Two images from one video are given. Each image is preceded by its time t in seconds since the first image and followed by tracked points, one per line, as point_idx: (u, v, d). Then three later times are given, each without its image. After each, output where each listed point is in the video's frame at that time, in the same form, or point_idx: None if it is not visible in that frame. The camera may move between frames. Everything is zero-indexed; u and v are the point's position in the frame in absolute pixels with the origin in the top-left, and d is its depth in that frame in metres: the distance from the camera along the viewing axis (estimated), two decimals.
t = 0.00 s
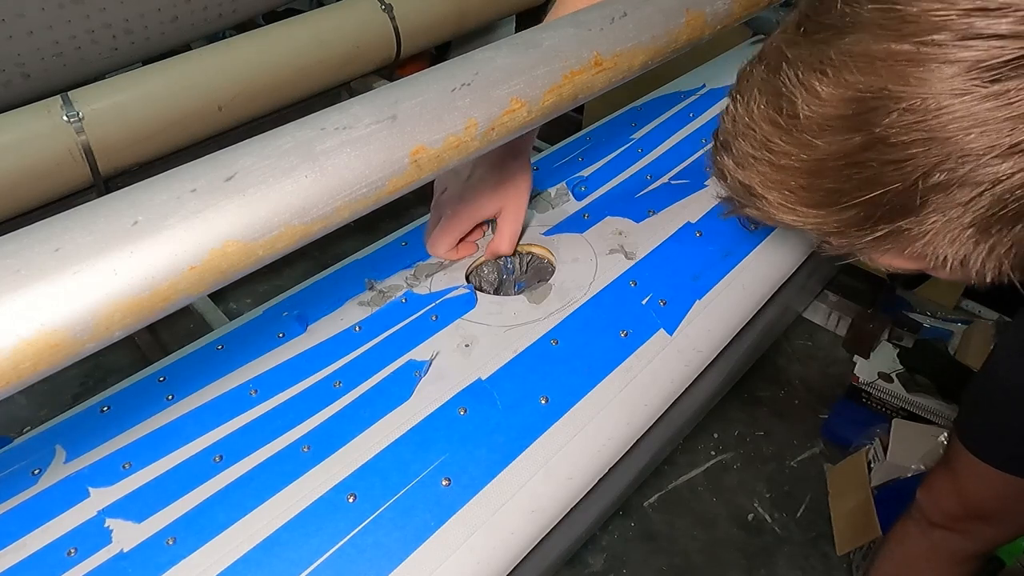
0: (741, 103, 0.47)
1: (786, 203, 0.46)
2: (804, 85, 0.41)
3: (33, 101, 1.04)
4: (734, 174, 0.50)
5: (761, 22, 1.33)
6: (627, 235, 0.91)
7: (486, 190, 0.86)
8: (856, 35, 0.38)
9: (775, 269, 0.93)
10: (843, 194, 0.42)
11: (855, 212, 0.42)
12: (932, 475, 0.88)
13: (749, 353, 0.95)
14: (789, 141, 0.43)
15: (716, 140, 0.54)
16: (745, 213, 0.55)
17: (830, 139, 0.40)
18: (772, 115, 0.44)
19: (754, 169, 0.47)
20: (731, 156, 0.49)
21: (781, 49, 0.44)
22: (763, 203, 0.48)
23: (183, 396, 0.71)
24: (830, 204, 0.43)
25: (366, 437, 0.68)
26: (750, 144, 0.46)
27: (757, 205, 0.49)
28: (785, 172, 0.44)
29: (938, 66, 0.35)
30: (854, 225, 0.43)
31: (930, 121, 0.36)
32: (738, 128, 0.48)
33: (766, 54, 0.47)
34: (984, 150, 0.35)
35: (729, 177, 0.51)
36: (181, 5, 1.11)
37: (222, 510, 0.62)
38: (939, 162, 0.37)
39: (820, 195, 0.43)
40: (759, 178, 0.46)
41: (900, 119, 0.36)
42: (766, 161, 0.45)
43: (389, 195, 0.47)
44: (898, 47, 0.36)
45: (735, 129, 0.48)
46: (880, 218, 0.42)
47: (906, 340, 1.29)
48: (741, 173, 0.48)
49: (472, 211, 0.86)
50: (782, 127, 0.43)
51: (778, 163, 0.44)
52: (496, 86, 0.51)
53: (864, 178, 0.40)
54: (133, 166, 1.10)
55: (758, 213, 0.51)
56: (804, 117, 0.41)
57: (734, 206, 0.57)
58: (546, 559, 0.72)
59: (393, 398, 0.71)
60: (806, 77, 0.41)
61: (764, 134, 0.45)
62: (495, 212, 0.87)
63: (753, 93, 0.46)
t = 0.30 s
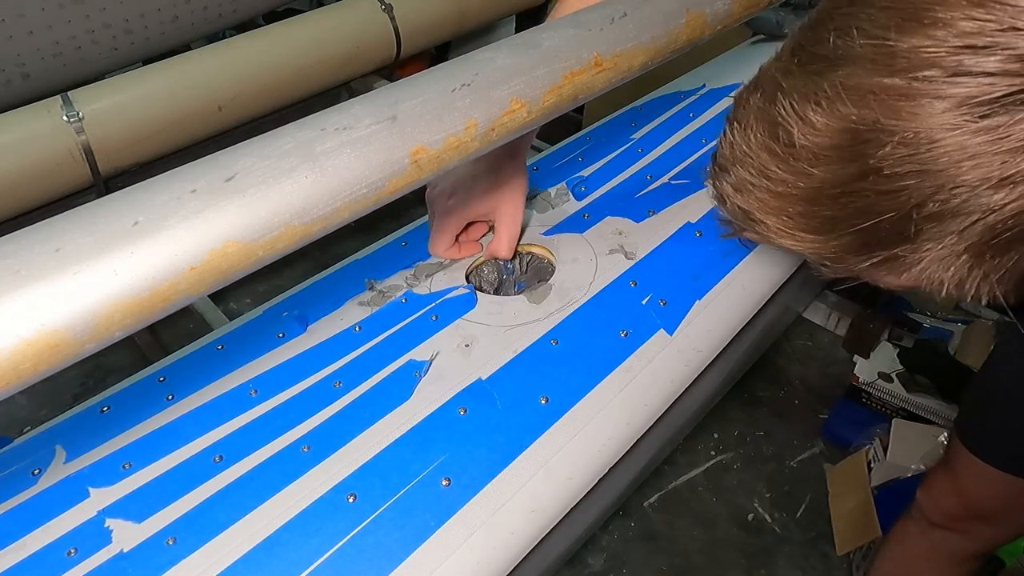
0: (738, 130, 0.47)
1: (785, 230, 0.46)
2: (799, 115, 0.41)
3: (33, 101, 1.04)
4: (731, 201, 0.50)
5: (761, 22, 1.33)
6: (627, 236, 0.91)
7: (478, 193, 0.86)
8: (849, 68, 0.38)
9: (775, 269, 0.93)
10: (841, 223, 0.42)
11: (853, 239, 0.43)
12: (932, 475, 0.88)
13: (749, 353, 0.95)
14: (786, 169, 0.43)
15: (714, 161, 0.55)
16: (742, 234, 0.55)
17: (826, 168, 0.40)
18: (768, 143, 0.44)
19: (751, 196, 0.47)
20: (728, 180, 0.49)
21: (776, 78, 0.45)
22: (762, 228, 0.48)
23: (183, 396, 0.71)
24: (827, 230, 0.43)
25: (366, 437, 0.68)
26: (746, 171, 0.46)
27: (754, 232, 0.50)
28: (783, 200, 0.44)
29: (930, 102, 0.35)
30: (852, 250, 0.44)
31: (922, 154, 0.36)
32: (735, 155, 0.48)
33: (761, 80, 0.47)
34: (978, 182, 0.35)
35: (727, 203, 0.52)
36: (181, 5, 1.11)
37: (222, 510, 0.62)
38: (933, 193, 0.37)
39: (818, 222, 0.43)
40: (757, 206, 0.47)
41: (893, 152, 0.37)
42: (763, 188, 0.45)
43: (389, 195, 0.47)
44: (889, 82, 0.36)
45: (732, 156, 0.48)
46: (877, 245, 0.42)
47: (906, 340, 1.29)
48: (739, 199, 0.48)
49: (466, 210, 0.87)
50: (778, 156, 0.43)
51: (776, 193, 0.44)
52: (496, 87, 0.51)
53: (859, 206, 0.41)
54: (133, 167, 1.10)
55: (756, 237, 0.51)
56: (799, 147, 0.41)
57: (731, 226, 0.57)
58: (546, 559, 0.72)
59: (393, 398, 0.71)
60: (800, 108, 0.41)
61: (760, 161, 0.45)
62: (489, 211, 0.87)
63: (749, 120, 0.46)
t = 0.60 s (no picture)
0: (747, 124, 0.47)
1: (793, 226, 0.46)
2: (812, 111, 0.41)
3: (33, 101, 1.04)
4: (737, 195, 0.50)
5: (760, 22, 1.33)
6: (627, 236, 0.91)
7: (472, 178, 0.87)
8: (866, 63, 0.38)
9: (775, 269, 0.93)
10: (850, 221, 0.42)
11: (862, 238, 0.42)
12: (931, 475, 0.88)
13: (749, 353, 0.95)
14: (796, 165, 0.43)
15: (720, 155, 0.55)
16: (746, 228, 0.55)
17: (836, 166, 0.40)
18: (779, 138, 0.44)
19: (759, 191, 0.47)
20: (735, 174, 0.49)
21: (789, 72, 0.44)
22: (768, 224, 0.48)
23: (183, 396, 0.71)
24: (836, 228, 0.43)
25: (365, 437, 0.68)
26: (754, 165, 0.46)
27: (760, 226, 0.50)
28: (792, 196, 0.44)
29: (950, 102, 0.34)
30: (860, 250, 0.43)
31: (938, 154, 0.35)
32: (743, 149, 0.48)
33: (774, 72, 0.47)
34: (994, 186, 0.35)
35: (733, 197, 0.52)
36: (181, 5, 1.11)
37: (222, 510, 0.62)
38: (947, 195, 0.36)
39: (827, 220, 0.43)
40: (764, 201, 0.47)
41: (908, 151, 0.36)
42: (771, 184, 0.45)
43: (389, 195, 0.47)
44: (908, 79, 0.36)
45: (740, 150, 0.48)
46: (885, 245, 0.42)
47: (905, 340, 1.28)
48: (746, 194, 0.49)
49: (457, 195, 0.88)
50: (788, 151, 0.43)
51: (784, 188, 0.44)
52: (496, 87, 0.51)
53: (871, 206, 0.40)
54: (133, 167, 1.10)
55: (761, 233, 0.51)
56: (810, 143, 0.41)
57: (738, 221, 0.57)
58: (546, 559, 0.72)
59: (393, 398, 0.71)
60: (814, 103, 0.41)
61: (770, 156, 0.45)
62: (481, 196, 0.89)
63: (759, 114, 0.46)
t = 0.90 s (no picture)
0: (746, 111, 0.47)
1: (789, 217, 0.45)
2: (814, 99, 0.40)
3: (33, 101, 1.04)
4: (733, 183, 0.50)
5: (761, 21, 1.33)
6: (627, 236, 0.91)
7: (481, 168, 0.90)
8: (871, 51, 0.37)
9: (775, 269, 0.93)
10: (849, 212, 0.41)
11: (860, 231, 0.42)
12: (930, 475, 0.88)
13: (749, 353, 0.95)
14: (796, 154, 0.42)
15: (717, 142, 0.54)
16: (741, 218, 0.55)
17: (837, 156, 0.40)
18: (779, 127, 0.43)
19: (756, 180, 0.46)
20: (732, 163, 0.49)
21: (791, 58, 0.44)
22: (765, 214, 0.48)
23: (183, 396, 0.71)
24: (835, 220, 0.43)
25: (366, 437, 0.68)
26: (752, 154, 0.46)
27: (756, 216, 0.49)
28: (790, 186, 0.43)
29: (956, 92, 0.33)
30: (858, 243, 0.43)
31: (944, 145, 0.35)
32: (742, 137, 0.47)
33: (775, 58, 0.46)
34: (999, 180, 0.34)
35: (729, 185, 0.51)
36: (181, 5, 1.11)
37: (222, 510, 0.62)
38: (951, 189, 0.36)
39: (826, 211, 0.43)
40: (761, 191, 0.46)
41: (913, 142, 0.35)
42: (770, 173, 0.45)
43: (389, 195, 0.47)
44: (917, 68, 0.35)
45: (737, 138, 0.48)
46: (884, 238, 0.41)
47: (906, 340, 1.29)
48: (742, 183, 0.48)
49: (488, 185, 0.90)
50: (789, 140, 0.42)
51: (783, 178, 0.44)
52: (496, 87, 0.51)
53: (872, 198, 0.40)
54: (133, 167, 1.10)
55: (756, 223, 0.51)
56: (811, 133, 0.40)
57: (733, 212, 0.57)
58: (546, 559, 0.72)
59: (393, 398, 0.71)
60: (816, 90, 0.40)
61: (770, 145, 0.44)
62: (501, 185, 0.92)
63: (759, 101, 0.45)
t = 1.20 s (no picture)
0: (745, 85, 0.45)
1: (788, 195, 0.44)
2: (818, 72, 0.39)
3: (33, 101, 1.04)
4: (733, 159, 0.48)
5: (760, 22, 1.33)
6: (627, 236, 0.91)
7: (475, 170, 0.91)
8: (878, 21, 0.36)
9: (774, 270, 0.93)
10: (850, 189, 0.40)
11: (860, 210, 0.41)
12: (930, 475, 0.88)
13: (749, 353, 0.95)
14: (797, 130, 0.41)
15: (716, 119, 0.52)
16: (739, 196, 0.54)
17: (839, 132, 0.38)
18: (779, 100, 0.41)
19: (756, 156, 0.44)
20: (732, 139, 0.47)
21: (794, 30, 0.42)
22: (764, 192, 0.46)
23: (183, 396, 0.71)
24: (834, 198, 0.42)
25: (366, 437, 0.68)
26: (752, 129, 0.44)
27: (754, 192, 0.48)
28: (789, 163, 0.42)
29: (963, 63, 0.32)
30: (857, 222, 0.42)
31: (950, 120, 0.34)
32: (742, 111, 0.45)
33: (777, 30, 0.44)
34: (1004, 156, 0.33)
35: (728, 161, 0.50)
36: (181, 5, 1.11)
37: (222, 510, 0.62)
38: (957, 165, 0.35)
39: (825, 188, 0.41)
40: (759, 168, 0.45)
41: (920, 116, 0.34)
42: (770, 149, 0.43)
43: (389, 195, 0.47)
44: (926, 37, 0.33)
45: (737, 112, 0.46)
46: (883, 217, 0.41)
47: (906, 340, 1.29)
48: (741, 160, 0.46)
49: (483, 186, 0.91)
50: (789, 115, 0.41)
51: (783, 154, 0.42)
52: (496, 87, 0.51)
53: (874, 175, 0.38)
54: (133, 167, 1.10)
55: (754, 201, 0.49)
56: (814, 106, 0.39)
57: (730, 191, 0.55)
58: (546, 558, 0.72)
59: (393, 398, 0.71)
60: (819, 63, 0.38)
61: (770, 120, 0.42)
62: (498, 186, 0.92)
63: (759, 75, 0.44)
